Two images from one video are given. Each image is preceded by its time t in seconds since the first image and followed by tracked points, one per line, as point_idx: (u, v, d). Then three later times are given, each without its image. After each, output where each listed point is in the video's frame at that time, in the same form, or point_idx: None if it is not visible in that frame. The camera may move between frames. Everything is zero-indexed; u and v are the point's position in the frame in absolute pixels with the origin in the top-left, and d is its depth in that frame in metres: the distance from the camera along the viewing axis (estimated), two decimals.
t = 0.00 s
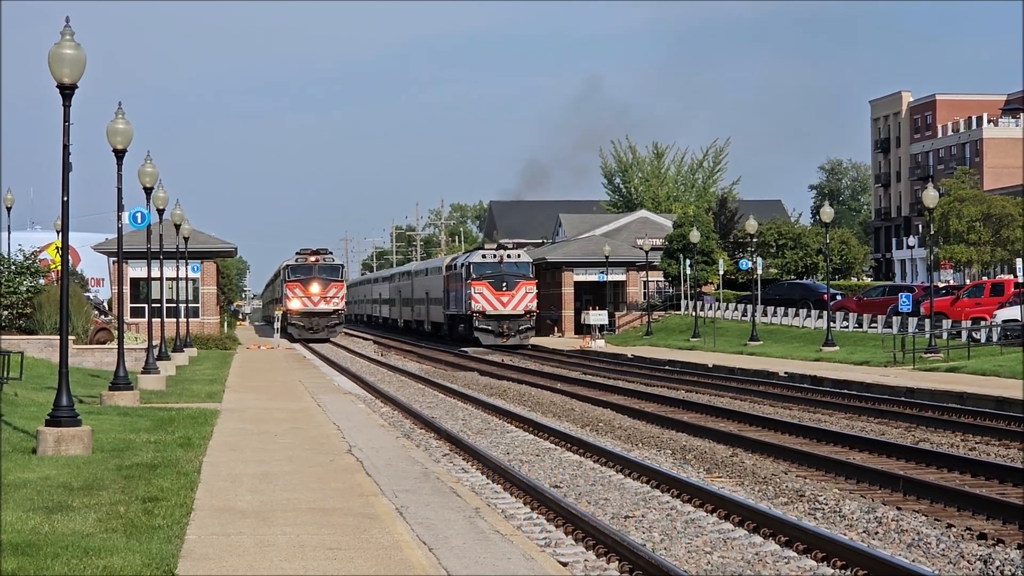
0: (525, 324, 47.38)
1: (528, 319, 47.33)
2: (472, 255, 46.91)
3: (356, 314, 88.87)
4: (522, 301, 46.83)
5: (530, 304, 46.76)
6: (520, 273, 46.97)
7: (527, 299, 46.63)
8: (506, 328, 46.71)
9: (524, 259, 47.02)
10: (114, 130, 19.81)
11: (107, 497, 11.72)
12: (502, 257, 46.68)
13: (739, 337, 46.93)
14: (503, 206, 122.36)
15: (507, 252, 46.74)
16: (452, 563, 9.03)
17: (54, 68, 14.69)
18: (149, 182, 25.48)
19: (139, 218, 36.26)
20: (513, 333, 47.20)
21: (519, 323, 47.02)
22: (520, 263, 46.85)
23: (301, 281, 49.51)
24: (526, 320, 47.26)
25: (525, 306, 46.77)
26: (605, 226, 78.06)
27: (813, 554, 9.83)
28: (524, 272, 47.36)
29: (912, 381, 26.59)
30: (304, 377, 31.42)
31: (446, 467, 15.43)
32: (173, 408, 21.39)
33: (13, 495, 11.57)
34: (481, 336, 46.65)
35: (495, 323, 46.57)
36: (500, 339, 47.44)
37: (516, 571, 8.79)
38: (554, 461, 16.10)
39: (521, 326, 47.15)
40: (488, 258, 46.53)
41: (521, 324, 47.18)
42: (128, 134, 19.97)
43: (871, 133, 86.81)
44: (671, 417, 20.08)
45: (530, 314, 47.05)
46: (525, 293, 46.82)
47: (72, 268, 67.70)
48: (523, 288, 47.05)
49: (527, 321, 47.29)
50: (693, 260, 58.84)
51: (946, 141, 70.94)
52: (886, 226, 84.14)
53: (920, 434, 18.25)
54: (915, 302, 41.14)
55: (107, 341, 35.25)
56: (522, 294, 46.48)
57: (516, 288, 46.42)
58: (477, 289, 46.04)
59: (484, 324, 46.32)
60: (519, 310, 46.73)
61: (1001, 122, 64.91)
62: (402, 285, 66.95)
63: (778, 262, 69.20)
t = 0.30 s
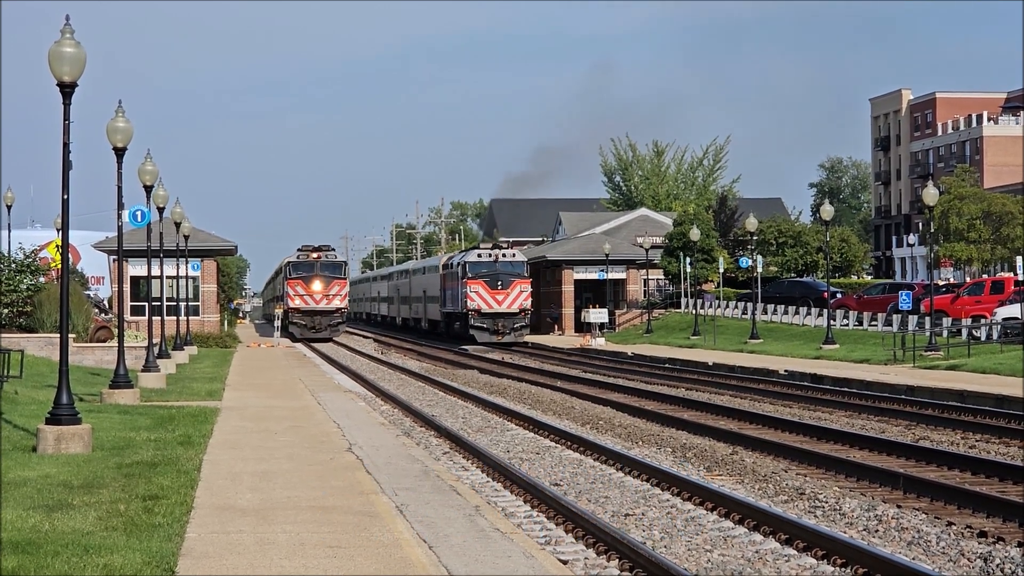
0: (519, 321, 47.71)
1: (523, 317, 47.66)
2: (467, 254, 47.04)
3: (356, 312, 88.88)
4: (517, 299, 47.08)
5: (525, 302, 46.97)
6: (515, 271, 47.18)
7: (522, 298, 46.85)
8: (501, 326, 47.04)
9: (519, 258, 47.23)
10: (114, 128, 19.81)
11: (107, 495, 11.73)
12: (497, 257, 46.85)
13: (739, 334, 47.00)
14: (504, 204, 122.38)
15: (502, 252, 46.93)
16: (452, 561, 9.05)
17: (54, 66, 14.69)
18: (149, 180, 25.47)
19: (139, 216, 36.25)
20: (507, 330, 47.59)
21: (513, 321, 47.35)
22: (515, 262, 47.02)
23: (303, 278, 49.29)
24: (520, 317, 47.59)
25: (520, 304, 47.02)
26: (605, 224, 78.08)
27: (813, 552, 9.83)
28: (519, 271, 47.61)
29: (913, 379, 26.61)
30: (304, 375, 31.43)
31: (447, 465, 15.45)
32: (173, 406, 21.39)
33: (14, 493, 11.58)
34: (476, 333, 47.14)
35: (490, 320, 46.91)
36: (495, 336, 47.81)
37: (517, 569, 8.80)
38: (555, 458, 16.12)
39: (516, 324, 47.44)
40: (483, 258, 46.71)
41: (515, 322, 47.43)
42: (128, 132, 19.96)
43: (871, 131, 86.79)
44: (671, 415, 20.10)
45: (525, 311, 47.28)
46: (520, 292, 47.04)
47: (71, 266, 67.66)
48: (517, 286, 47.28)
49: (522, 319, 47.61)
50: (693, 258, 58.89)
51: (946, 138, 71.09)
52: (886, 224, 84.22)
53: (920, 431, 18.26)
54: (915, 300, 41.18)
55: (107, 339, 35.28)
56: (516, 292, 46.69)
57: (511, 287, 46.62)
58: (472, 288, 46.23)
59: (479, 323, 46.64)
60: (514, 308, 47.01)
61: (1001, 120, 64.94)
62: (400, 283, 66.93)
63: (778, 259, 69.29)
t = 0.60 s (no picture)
0: (516, 321, 47.78)
1: (519, 316, 47.68)
2: (464, 255, 47.37)
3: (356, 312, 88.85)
4: (512, 298, 47.14)
5: (521, 302, 47.05)
6: (511, 272, 47.33)
7: (518, 297, 46.96)
8: (497, 325, 47.08)
9: (515, 258, 47.41)
10: (115, 128, 19.80)
11: (108, 495, 11.72)
12: (493, 257, 47.13)
13: (739, 334, 47.00)
14: (504, 203, 122.36)
15: (497, 252, 47.16)
16: (453, 560, 9.05)
17: (54, 66, 14.68)
18: (149, 180, 25.47)
19: (140, 216, 36.25)
20: (503, 330, 47.60)
21: (510, 320, 47.38)
22: (510, 262, 47.19)
23: (306, 277, 48.96)
24: (517, 317, 47.63)
25: (515, 303, 47.05)
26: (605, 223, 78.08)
27: (814, 551, 9.82)
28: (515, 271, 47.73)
29: (913, 378, 26.59)
30: (305, 375, 31.42)
31: (448, 464, 15.45)
32: (173, 405, 21.38)
33: (15, 493, 11.58)
34: (472, 333, 47.27)
35: (486, 319, 47.01)
36: (491, 336, 47.86)
37: (517, 569, 8.79)
38: (555, 458, 16.12)
39: (512, 323, 47.51)
40: (479, 258, 47.00)
41: (512, 321, 47.54)
42: (129, 132, 19.96)
43: (871, 130, 86.76)
44: (671, 415, 20.09)
45: (521, 311, 47.35)
46: (516, 291, 47.12)
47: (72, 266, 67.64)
48: (513, 286, 47.38)
49: (518, 319, 47.67)
50: (694, 257, 58.90)
51: (946, 138, 71.21)
52: (886, 223, 84.24)
53: (921, 431, 18.24)
54: (916, 299, 41.19)
55: (107, 338, 35.30)
56: (512, 292, 46.79)
57: (507, 287, 46.74)
58: (468, 287, 46.41)
59: (475, 322, 46.78)
60: (510, 308, 47.06)
61: (1002, 119, 64.93)
62: (399, 282, 66.91)
63: (779, 259, 69.32)
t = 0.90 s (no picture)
0: (512, 322, 47.82)
1: (515, 318, 47.77)
2: (460, 257, 47.55)
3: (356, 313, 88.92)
4: (508, 300, 47.22)
5: (516, 303, 47.06)
6: (506, 274, 47.44)
7: (513, 299, 46.98)
8: (493, 326, 47.17)
9: (511, 260, 47.57)
10: (115, 129, 19.82)
11: (108, 495, 11.74)
12: (489, 259, 47.33)
13: (739, 335, 46.97)
14: (504, 204, 122.47)
15: (493, 255, 47.31)
16: (453, 561, 9.07)
17: (54, 67, 14.69)
18: (150, 181, 25.48)
19: (140, 217, 36.24)
20: (499, 331, 47.75)
21: (505, 321, 47.50)
22: (506, 264, 47.33)
23: (308, 277, 47.45)
24: (513, 318, 47.75)
25: (511, 305, 47.12)
26: (605, 224, 78.14)
27: (814, 552, 9.83)
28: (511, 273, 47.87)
29: (914, 378, 26.60)
30: (305, 376, 31.42)
31: (449, 465, 15.46)
32: (174, 407, 21.39)
33: (15, 494, 11.59)
34: (468, 333, 47.38)
35: (482, 320, 47.08)
36: (488, 336, 48.00)
37: (518, 569, 8.80)
38: (556, 459, 16.13)
39: (508, 324, 47.54)
40: (475, 260, 47.17)
41: (508, 322, 47.57)
42: (129, 133, 19.97)
43: (871, 131, 86.75)
44: (672, 416, 20.10)
45: (517, 312, 47.34)
46: (511, 293, 47.21)
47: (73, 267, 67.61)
48: (509, 287, 47.44)
49: (514, 320, 47.77)
50: (694, 258, 58.93)
51: (946, 139, 71.22)
52: (886, 224, 84.27)
53: (921, 432, 18.25)
54: (916, 300, 41.22)
55: (108, 340, 35.29)
56: (507, 293, 46.82)
57: (502, 288, 46.76)
58: (463, 288, 46.60)
59: (470, 323, 46.91)
60: (505, 309, 47.14)
61: (1002, 119, 64.92)
62: (397, 283, 66.92)
63: (779, 259, 69.39)
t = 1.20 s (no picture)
0: (506, 322, 48.58)
1: (509, 317, 48.57)
2: (455, 257, 47.89)
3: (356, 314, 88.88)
4: (502, 300, 47.89)
5: (510, 304, 47.79)
6: (501, 274, 47.95)
7: (507, 300, 47.66)
8: (487, 327, 47.89)
9: (506, 261, 47.94)
10: (114, 129, 19.81)
11: (108, 496, 11.75)
12: (484, 260, 47.66)
13: (740, 335, 46.96)
14: (504, 205, 122.53)
15: (488, 256, 47.59)
16: (453, 562, 9.06)
17: (54, 67, 14.69)
18: (149, 181, 25.48)
19: (140, 218, 36.25)
20: (493, 330, 48.52)
21: (500, 321, 48.28)
22: (501, 265, 47.66)
23: (310, 277, 46.43)
24: (506, 317, 48.52)
25: (505, 305, 47.81)
26: (604, 225, 78.13)
27: (814, 553, 9.83)
28: (505, 273, 48.30)
29: (914, 379, 26.59)
30: (305, 376, 31.43)
31: (448, 466, 15.45)
32: (173, 408, 21.39)
33: (14, 495, 11.59)
34: (463, 333, 48.10)
35: (476, 321, 47.79)
36: (482, 335, 48.75)
37: (518, 570, 8.80)
38: (556, 459, 16.13)
39: (502, 324, 48.33)
40: (470, 261, 47.51)
41: (501, 322, 48.34)
42: (128, 134, 19.97)
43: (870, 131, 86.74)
44: (671, 416, 20.09)
45: (510, 312, 48.10)
46: (506, 293, 47.86)
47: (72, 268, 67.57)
48: (504, 288, 48.03)
49: (508, 320, 48.55)
50: (694, 258, 58.89)
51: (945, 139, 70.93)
52: (886, 225, 84.26)
53: (921, 432, 18.25)
54: (916, 300, 41.20)
55: (107, 341, 35.23)
56: (502, 294, 47.47)
57: (497, 289, 47.38)
58: (459, 290, 47.13)
59: (466, 323, 47.60)
60: (500, 310, 47.88)
61: (1002, 119, 64.89)
62: (394, 285, 66.84)
63: (779, 260, 69.30)
